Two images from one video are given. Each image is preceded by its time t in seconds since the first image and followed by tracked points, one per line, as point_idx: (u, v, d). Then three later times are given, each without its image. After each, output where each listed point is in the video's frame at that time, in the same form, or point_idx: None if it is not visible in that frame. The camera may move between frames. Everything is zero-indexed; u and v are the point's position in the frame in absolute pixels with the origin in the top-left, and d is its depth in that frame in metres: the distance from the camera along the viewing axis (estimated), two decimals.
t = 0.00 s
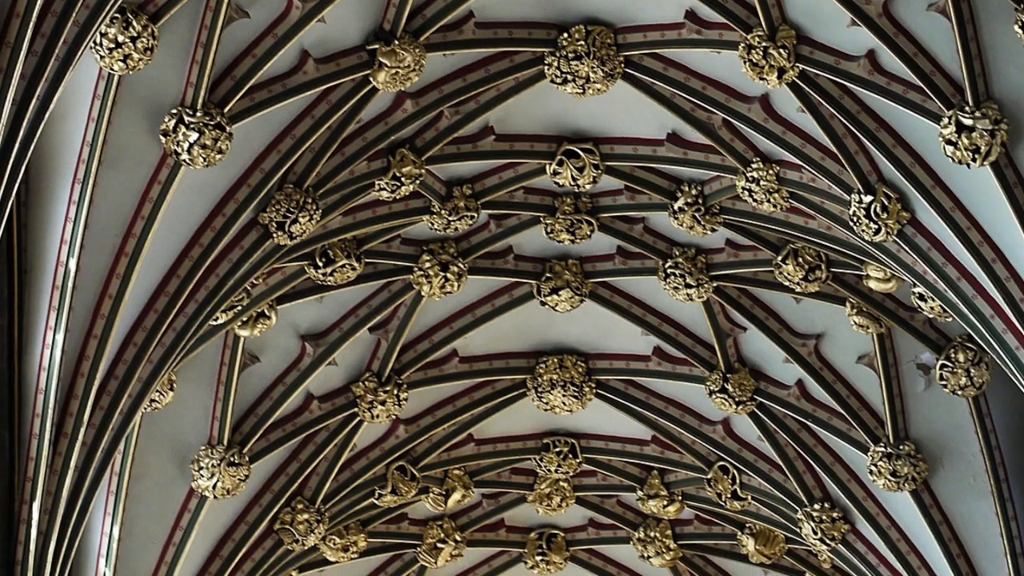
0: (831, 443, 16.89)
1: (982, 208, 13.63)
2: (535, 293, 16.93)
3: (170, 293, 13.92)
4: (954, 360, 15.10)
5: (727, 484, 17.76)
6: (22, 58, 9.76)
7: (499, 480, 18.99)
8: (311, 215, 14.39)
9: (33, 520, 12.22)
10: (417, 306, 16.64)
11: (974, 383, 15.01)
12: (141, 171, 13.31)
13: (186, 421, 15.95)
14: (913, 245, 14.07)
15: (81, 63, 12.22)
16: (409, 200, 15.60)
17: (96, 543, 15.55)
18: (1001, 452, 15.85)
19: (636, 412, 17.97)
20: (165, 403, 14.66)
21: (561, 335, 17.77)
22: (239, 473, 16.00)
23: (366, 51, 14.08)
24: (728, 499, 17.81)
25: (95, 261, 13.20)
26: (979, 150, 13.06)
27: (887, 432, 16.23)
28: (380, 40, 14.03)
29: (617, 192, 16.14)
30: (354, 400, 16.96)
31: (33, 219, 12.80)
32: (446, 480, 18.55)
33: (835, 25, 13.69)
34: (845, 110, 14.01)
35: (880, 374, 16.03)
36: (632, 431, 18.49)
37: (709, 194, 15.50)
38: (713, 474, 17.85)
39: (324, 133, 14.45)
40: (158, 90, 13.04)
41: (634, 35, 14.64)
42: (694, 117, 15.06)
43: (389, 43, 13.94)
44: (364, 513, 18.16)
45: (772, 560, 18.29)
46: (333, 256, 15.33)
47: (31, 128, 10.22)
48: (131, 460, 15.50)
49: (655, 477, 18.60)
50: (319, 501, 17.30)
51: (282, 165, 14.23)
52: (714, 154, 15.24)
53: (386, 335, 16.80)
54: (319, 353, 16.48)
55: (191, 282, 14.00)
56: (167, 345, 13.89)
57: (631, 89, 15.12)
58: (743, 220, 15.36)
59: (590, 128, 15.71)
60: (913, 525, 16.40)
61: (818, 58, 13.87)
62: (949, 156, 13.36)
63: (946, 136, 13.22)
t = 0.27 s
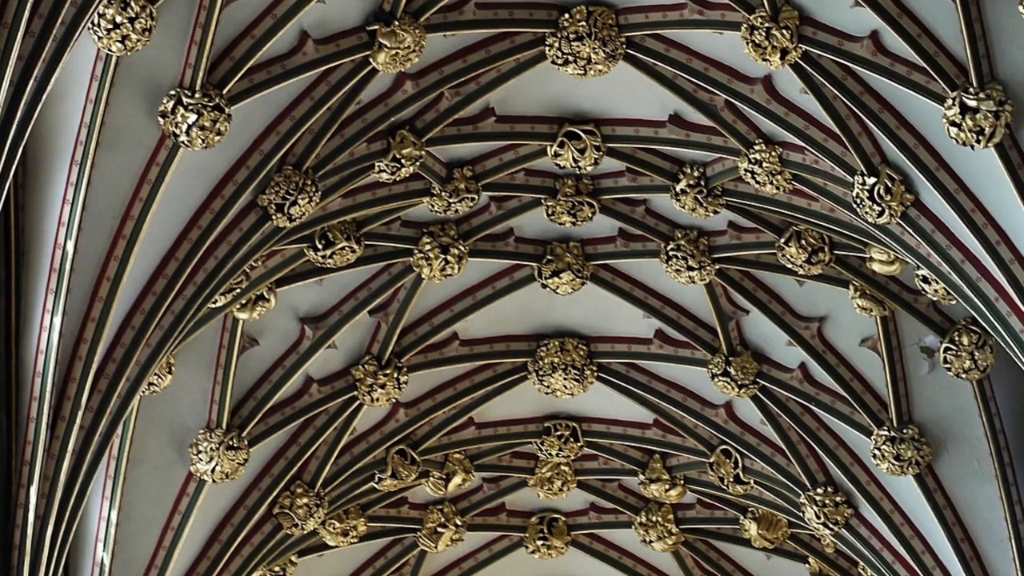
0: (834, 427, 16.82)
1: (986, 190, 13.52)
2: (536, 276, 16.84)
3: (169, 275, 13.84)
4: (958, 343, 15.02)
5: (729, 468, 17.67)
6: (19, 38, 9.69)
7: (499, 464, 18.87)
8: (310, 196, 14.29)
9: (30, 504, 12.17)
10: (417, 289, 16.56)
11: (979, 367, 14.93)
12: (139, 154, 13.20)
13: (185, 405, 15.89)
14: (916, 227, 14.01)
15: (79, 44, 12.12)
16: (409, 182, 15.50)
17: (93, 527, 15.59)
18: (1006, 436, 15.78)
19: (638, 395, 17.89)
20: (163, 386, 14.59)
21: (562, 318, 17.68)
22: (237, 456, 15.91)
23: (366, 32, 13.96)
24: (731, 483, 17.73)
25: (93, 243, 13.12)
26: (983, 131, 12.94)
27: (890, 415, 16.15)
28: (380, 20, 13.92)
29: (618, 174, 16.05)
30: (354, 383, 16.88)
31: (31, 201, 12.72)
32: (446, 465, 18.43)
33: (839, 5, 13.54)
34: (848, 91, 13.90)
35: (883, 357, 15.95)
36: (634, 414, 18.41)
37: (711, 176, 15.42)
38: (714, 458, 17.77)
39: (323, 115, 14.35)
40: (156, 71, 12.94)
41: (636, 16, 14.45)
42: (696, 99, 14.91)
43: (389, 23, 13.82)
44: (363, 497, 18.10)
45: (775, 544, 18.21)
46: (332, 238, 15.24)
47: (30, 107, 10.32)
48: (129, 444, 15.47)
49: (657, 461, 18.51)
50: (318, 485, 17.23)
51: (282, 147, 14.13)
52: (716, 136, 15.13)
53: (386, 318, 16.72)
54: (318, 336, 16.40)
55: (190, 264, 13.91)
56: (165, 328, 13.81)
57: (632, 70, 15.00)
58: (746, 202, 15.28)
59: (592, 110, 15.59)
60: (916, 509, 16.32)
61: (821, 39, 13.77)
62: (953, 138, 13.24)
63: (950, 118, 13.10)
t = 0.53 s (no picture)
0: (837, 411, 16.74)
1: (990, 171, 13.42)
2: (537, 259, 16.75)
3: (167, 258, 13.75)
4: (963, 327, 14.95)
5: (732, 452, 17.61)
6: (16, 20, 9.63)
7: (499, 448, 18.82)
8: (309, 178, 14.18)
9: (27, 488, 12.11)
10: (417, 272, 16.48)
11: (983, 350, 14.85)
12: (137, 135, 13.11)
13: (183, 388, 15.84)
14: (919, 209, 13.91)
15: (76, 25, 12.02)
16: (409, 164, 15.40)
17: (92, 512, 15.51)
18: (1010, 420, 15.69)
19: (640, 379, 17.80)
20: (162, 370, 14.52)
21: (563, 301, 17.61)
22: (236, 440, 15.81)
23: (366, 13, 13.85)
24: (733, 467, 17.67)
25: (91, 226, 13.03)
26: (987, 113, 12.82)
27: (893, 399, 16.08)
28: (381, 1, 13.81)
29: (620, 155, 15.95)
30: (353, 367, 16.80)
31: (28, 183, 12.61)
32: (447, 449, 18.35)
33: None
34: (851, 73, 13.81)
35: (887, 340, 15.88)
36: (636, 397, 18.34)
37: (713, 158, 15.31)
38: (717, 441, 17.69)
39: (323, 96, 14.24)
40: (154, 52, 12.84)
41: None
42: (698, 80, 14.81)
43: (390, 4, 13.71)
44: (362, 481, 18.03)
45: (778, 529, 18.06)
46: (332, 220, 15.14)
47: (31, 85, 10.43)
48: (127, 428, 15.34)
49: (659, 445, 18.43)
50: (318, 469, 17.17)
51: (281, 128, 14.02)
52: (718, 117, 15.03)
53: (386, 301, 16.64)
54: (318, 319, 16.31)
55: (189, 247, 13.83)
56: (164, 311, 13.74)
57: (634, 51, 14.88)
58: (748, 184, 15.17)
59: (594, 91, 15.47)
60: (920, 494, 16.26)
61: (825, 20, 13.63)
62: (957, 120, 13.12)
63: (954, 99, 12.97)
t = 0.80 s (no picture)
0: (840, 394, 16.70)
1: (995, 153, 13.32)
2: (539, 242, 16.68)
3: (166, 241, 13.66)
4: (967, 310, 14.84)
5: (734, 437, 17.51)
6: None
7: (500, 431, 18.77)
8: (309, 160, 14.08)
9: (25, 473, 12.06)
10: (417, 255, 16.39)
11: (987, 333, 14.74)
12: (135, 117, 13.01)
13: (181, 372, 15.78)
14: (923, 191, 13.77)
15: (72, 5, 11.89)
16: (409, 145, 15.31)
17: (90, 496, 15.34)
18: (1014, 403, 15.61)
19: (642, 362, 17.75)
20: (160, 353, 14.45)
21: (564, 284, 17.53)
22: (235, 424, 15.77)
23: None
24: (735, 451, 17.58)
25: (88, 208, 12.93)
26: (992, 95, 12.72)
27: (897, 382, 16.03)
28: None
29: (622, 137, 15.85)
30: (353, 350, 16.73)
31: (26, 165, 12.53)
32: (447, 433, 18.34)
33: None
34: (855, 54, 13.71)
35: (890, 323, 15.81)
36: (638, 381, 18.26)
37: (715, 140, 15.21)
38: (719, 426, 17.63)
39: (322, 78, 14.15)
40: (153, 33, 12.77)
41: None
42: (700, 61, 14.69)
43: None
44: (362, 466, 17.97)
45: (780, 513, 18.03)
46: (332, 203, 15.08)
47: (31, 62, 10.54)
48: (125, 413, 15.27)
49: (661, 429, 18.36)
50: (317, 453, 17.11)
51: (280, 110, 13.92)
52: (721, 99, 14.92)
53: (386, 284, 16.56)
54: (317, 302, 16.28)
55: (188, 229, 13.74)
56: (163, 294, 13.66)
57: (636, 32, 14.78)
58: (751, 166, 15.09)
59: (595, 73, 15.35)
60: (923, 478, 16.21)
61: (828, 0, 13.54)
62: (961, 102, 12.99)
63: (957, 81, 12.84)
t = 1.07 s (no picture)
0: (842, 378, 16.62)
1: (999, 134, 13.25)
2: (540, 225, 16.60)
3: (164, 224, 13.57)
4: (971, 293, 14.76)
5: (736, 421, 17.44)
6: None
7: (501, 416, 18.68)
8: (308, 142, 13.97)
9: (22, 457, 12.00)
10: (417, 238, 16.31)
11: (991, 317, 14.67)
12: (134, 98, 12.92)
13: (180, 355, 15.72)
14: (927, 173, 13.69)
15: None
16: (410, 127, 15.22)
17: (87, 481, 15.36)
18: (1018, 387, 15.54)
19: (643, 346, 17.66)
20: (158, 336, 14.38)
21: (565, 267, 17.44)
22: (234, 408, 15.67)
23: None
24: (738, 435, 17.50)
25: (86, 190, 12.84)
26: (996, 76, 12.61)
27: (900, 365, 15.94)
28: None
29: (623, 119, 15.75)
30: (352, 334, 16.65)
31: (24, 147, 12.44)
32: (448, 417, 18.28)
33: None
34: (858, 35, 13.57)
35: (893, 306, 15.72)
36: (639, 364, 18.18)
37: (717, 122, 15.12)
38: (722, 410, 17.52)
39: (322, 60, 14.05)
40: (151, 14, 12.66)
41: None
42: (702, 43, 14.59)
43: None
44: (362, 450, 17.89)
45: (783, 498, 17.99)
46: (332, 184, 14.98)
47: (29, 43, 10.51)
48: (123, 395, 15.21)
49: (663, 413, 18.28)
50: (316, 437, 17.04)
51: (280, 91, 13.83)
52: (723, 81, 14.81)
53: (386, 267, 16.49)
54: (316, 286, 16.19)
55: (186, 211, 13.65)
56: (161, 277, 13.58)
57: (637, 13, 14.67)
58: (754, 148, 14.98)
59: (597, 54, 15.24)
60: (927, 462, 16.12)
61: None
62: (965, 83, 12.88)
63: (962, 63, 12.74)
